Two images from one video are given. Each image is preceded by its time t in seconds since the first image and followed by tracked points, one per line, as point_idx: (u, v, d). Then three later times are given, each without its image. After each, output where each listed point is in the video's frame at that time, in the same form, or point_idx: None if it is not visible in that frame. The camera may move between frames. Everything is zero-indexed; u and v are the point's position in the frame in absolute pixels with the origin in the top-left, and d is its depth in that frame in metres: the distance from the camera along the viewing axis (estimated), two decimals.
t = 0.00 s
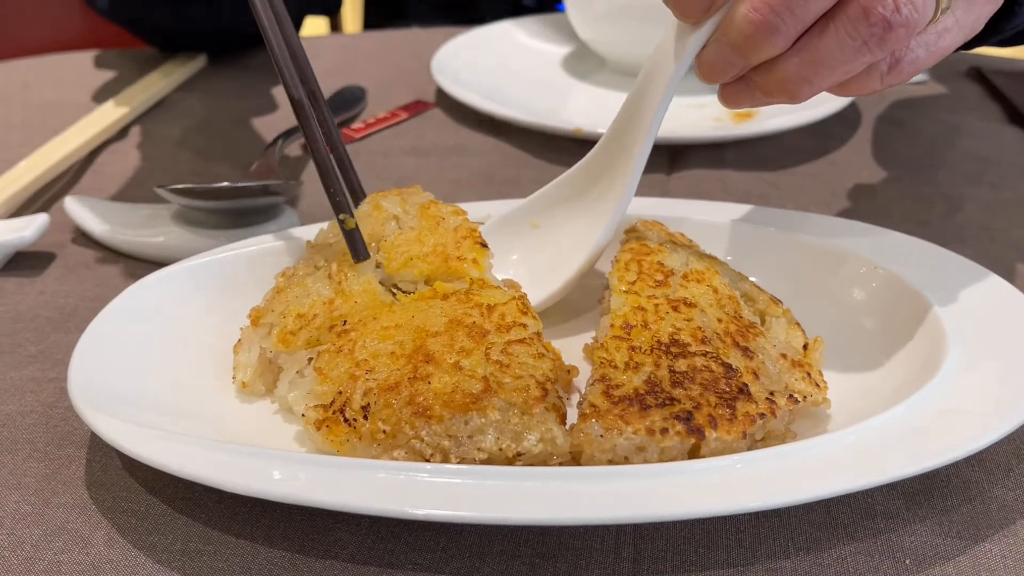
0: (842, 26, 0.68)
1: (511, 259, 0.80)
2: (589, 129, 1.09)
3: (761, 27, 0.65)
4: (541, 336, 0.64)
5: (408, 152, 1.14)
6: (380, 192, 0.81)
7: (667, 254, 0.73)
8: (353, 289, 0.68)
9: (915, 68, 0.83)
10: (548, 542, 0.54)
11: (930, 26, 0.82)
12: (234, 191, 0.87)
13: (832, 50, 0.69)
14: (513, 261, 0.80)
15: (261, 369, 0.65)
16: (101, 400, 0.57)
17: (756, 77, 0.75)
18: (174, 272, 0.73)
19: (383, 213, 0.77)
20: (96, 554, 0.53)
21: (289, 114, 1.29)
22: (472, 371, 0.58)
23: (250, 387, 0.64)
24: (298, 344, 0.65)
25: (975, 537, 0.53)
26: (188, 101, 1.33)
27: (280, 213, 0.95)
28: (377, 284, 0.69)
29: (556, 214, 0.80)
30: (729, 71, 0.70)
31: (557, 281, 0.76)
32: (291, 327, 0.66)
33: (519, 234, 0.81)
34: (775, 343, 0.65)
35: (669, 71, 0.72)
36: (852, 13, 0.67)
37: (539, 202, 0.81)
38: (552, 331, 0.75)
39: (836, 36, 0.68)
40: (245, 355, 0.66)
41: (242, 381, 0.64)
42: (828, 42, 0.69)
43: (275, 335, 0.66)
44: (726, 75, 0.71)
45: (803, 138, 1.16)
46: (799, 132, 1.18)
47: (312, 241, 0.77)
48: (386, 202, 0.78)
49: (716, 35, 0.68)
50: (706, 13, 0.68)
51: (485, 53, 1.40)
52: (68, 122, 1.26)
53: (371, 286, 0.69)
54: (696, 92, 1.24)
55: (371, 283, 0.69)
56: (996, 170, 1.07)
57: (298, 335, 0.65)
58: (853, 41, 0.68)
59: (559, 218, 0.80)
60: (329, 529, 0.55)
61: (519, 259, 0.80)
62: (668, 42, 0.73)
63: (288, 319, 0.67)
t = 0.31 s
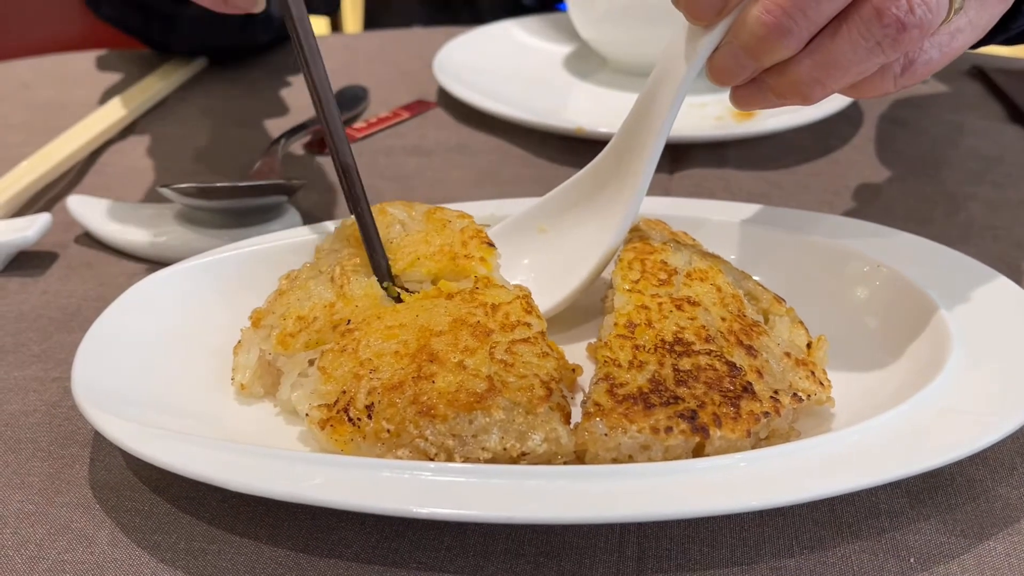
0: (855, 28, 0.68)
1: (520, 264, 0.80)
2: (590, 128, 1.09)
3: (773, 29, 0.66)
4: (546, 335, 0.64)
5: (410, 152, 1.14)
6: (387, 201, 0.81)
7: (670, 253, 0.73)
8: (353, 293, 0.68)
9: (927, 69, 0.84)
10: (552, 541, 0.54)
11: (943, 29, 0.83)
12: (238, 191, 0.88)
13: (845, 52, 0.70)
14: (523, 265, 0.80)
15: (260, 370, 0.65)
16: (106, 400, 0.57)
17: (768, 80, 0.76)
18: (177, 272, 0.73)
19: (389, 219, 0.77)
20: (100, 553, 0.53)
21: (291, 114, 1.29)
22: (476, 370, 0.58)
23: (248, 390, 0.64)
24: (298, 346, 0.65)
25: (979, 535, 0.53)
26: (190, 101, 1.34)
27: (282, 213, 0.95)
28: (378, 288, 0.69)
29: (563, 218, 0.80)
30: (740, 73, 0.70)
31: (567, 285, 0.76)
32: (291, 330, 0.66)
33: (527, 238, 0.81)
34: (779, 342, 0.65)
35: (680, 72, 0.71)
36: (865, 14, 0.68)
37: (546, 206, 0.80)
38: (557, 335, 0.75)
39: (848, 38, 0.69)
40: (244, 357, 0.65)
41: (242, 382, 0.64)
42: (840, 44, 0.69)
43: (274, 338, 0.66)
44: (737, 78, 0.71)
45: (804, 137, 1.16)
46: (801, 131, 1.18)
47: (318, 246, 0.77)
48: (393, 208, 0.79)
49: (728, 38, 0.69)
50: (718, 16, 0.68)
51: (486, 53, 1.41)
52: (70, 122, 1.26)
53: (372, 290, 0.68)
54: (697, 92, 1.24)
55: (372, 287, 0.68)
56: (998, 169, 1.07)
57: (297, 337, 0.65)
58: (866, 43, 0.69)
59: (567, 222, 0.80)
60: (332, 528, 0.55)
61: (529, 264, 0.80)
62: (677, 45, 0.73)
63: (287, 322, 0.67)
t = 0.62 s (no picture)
0: (847, 19, 0.69)
1: (517, 262, 0.80)
2: (589, 127, 1.09)
3: (765, 22, 0.66)
4: (544, 333, 0.64)
5: (409, 151, 1.14)
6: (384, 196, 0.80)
7: (667, 251, 0.73)
8: (349, 294, 0.68)
9: (922, 60, 0.84)
10: (550, 538, 0.54)
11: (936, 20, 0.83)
12: (236, 189, 0.88)
13: (838, 43, 0.70)
14: (520, 263, 0.80)
15: (257, 370, 0.65)
16: (105, 398, 0.57)
17: (762, 73, 0.75)
18: (176, 270, 0.73)
19: (392, 217, 0.76)
20: (99, 551, 0.54)
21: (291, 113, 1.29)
22: (475, 369, 0.58)
23: (245, 389, 0.64)
24: (294, 347, 0.65)
25: (976, 532, 0.53)
26: (189, 101, 1.34)
27: (282, 212, 0.96)
28: (374, 288, 0.69)
29: (559, 216, 0.80)
30: (734, 67, 0.70)
31: (564, 283, 0.76)
32: (286, 331, 0.66)
33: (524, 237, 0.81)
34: (776, 340, 0.65)
35: (673, 70, 0.72)
36: (857, 6, 0.68)
37: (543, 205, 0.81)
38: (556, 333, 0.75)
39: (841, 30, 0.69)
40: (241, 357, 0.65)
41: (238, 382, 0.64)
42: (833, 35, 0.70)
43: (270, 338, 0.66)
44: (731, 73, 0.71)
45: (803, 136, 1.16)
46: (800, 130, 1.18)
47: (308, 245, 0.77)
48: (392, 204, 0.78)
49: (721, 33, 0.69)
50: (712, 11, 0.68)
51: (486, 52, 1.41)
52: (70, 121, 1.26)
53: (368, 290, 0.68)
54: (697, 91, 1.24)
55: (368, 287, 0.68)
56: (997, 168, 1.07)
57: (293, 339, 0.65)
58: (859, 34, 0.70)
59: (563, 221, 0.80)
60: (330, 527, 0.55)
61: (526, 262, 0.80)
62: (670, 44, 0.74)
63: (283, 323, 0.66)
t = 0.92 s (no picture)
0: (842, 11, 0.69)
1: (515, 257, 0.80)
2: (589, 125, 1.09)
3: (759, 13, 0.67)
4: (544, 329, 0.64)
5: (408, 148, 1.14)
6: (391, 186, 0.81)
7: (667, 247, 0.73)
8: (350, 285, 0.68)
9: (913, 54, 0.84)
10: (550, 534, 0.54)
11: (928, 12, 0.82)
12: (235, 186, 0.88)
13: (832, 35, 0.70)
14: (517, 258, 0.80)
15: (259, 365, 0.65)
16: (103, 392, 0.57)
17: (758, 65, 0.75)
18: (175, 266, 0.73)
19: (393, 207, 0.76)
20: (98, 547, 0.53)
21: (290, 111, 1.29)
22: (474, 364, 0.58)
23: (246, 385, 0.64)
24: (296, 341, 0.65)
25: (976, 527, 0.53)
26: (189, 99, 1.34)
27: (281, 209, 0.96)
28: (374, 280, 0.69)
29: (557, 212, 0.81)
30: (729, 60, 0.70)
31: (561, 278, 0.76)
32: (289, 324, 0.66)
33: (522, 233, 0.81)
34: (775, 336, 0.65)
35: (669, 67, 0.72)
36: None
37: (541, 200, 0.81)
38: (554, 329, 0.75)
39: (835, 21, 0.69)
40: (242, 353, 0.65)
41: (239, 377, 0.64)
42: (828, 26, 0.70)
43: (272, 332, 0.66)
44: (727, 65, 0.71)
45: (803, 133, 1.16)
46: (799, 127, 1.18)
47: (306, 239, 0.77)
48: (397, 195, 0.78)
49: (716, 24, 0.69)
50: (706, 2, 0.69)
51: (485, 49, 1.41)
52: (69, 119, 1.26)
53: (368, 282, 0.68)
54: (696, 88, 1.24)
55: (368, 279, 0.69)
56: (997, 165, 1.07)
57: (297, 331, 0.65)
58: (854, 24, 0.70)
59: (561, 216, 0.80)
60: (330, 522, 0.55)
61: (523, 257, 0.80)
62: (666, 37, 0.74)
63: (285, 317, 0.67)
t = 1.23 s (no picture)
0: (841, 20, 0.70)
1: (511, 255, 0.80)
2: (588, 123, 1.09)
3: (765, 18, 0.67)
4: (543, 328, 0.64)
5: (407, 147, 1.14)
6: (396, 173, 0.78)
7: (666, 246, 0.73)
8: (345, 283, 0.67)
9: (902, 63, 0.88)
10: (550, 533, 0.54)
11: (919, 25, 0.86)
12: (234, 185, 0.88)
13: (831, 43, 0.71)
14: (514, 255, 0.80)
15: (260, 363, 0.65)
16: (101, 391, 0.57)
17: (754, 68, 0.75)
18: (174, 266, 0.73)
19: (412, 189, 0.75)
20: (97, 546, 0.53)
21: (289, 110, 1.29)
22: (474, 363, 0.58)
23: (247, 382, 0.64)
24: (295, 341, 0.65)
25: (976, 526, 0.53)
26: (188, 98, 1.34)
27: (280, 207, 0.95)
28: (371, 276, 0.69)
29: (554, 211, 0.81)
30: (730, 62, 0.70)
31: (561, 274, 0.76)
32: (286, 325, 0.66)
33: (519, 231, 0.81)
34: (775, 334, 0.65)
35: (672, 65, 0.72)
36: (851, 7, 0.70)
37: (539, 199, 0.81)
38: (553, 325, 0.75)
39: (835, 30, 0.70)
40: (245, 350, 0.66)
41: (241, 374, 0.64)
42: (827, 35, 0.71)
43: (271, 332, 0.66)
44: (726, 68, 0.71)
45: (803, 131, 1.16)
46: (798, 126, 1.18)
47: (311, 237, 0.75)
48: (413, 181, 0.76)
49: (721, 27, 0.69)
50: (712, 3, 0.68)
51: (484, 48, 1.40)
52: (68, 118, 1.26)
53: (365, 279, 0.68)
54: (695, 87, 1.24)
55: (365, 275, 0.68)
56: (997, 163, 1.06)
57: (293, 334, 0.65)
58: (852, 35, 0.71)
59: (557, 215, 0.80)
60: (329, 521, 0.55)
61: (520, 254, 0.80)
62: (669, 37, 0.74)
63: (282, 318, 0.66)
